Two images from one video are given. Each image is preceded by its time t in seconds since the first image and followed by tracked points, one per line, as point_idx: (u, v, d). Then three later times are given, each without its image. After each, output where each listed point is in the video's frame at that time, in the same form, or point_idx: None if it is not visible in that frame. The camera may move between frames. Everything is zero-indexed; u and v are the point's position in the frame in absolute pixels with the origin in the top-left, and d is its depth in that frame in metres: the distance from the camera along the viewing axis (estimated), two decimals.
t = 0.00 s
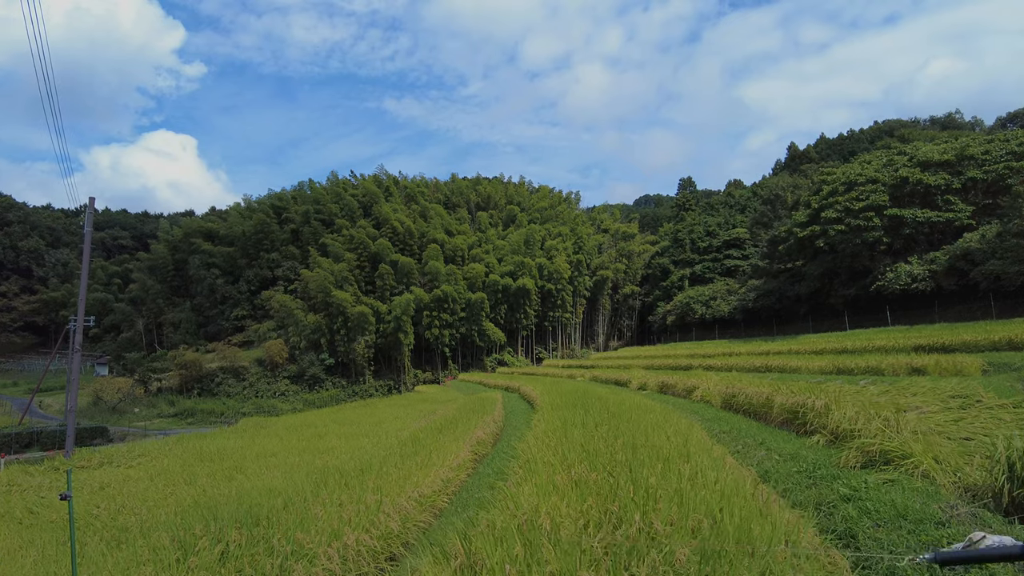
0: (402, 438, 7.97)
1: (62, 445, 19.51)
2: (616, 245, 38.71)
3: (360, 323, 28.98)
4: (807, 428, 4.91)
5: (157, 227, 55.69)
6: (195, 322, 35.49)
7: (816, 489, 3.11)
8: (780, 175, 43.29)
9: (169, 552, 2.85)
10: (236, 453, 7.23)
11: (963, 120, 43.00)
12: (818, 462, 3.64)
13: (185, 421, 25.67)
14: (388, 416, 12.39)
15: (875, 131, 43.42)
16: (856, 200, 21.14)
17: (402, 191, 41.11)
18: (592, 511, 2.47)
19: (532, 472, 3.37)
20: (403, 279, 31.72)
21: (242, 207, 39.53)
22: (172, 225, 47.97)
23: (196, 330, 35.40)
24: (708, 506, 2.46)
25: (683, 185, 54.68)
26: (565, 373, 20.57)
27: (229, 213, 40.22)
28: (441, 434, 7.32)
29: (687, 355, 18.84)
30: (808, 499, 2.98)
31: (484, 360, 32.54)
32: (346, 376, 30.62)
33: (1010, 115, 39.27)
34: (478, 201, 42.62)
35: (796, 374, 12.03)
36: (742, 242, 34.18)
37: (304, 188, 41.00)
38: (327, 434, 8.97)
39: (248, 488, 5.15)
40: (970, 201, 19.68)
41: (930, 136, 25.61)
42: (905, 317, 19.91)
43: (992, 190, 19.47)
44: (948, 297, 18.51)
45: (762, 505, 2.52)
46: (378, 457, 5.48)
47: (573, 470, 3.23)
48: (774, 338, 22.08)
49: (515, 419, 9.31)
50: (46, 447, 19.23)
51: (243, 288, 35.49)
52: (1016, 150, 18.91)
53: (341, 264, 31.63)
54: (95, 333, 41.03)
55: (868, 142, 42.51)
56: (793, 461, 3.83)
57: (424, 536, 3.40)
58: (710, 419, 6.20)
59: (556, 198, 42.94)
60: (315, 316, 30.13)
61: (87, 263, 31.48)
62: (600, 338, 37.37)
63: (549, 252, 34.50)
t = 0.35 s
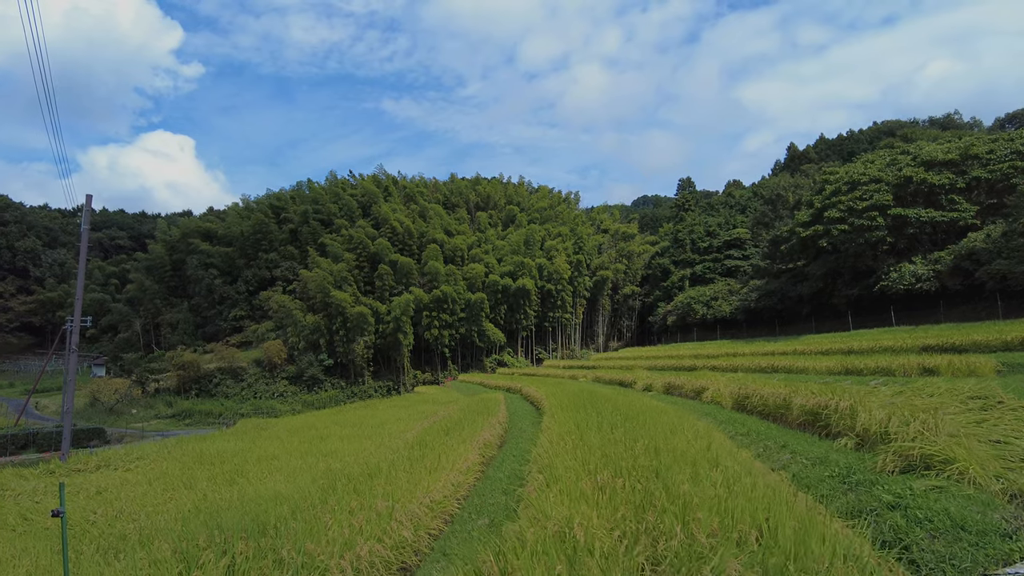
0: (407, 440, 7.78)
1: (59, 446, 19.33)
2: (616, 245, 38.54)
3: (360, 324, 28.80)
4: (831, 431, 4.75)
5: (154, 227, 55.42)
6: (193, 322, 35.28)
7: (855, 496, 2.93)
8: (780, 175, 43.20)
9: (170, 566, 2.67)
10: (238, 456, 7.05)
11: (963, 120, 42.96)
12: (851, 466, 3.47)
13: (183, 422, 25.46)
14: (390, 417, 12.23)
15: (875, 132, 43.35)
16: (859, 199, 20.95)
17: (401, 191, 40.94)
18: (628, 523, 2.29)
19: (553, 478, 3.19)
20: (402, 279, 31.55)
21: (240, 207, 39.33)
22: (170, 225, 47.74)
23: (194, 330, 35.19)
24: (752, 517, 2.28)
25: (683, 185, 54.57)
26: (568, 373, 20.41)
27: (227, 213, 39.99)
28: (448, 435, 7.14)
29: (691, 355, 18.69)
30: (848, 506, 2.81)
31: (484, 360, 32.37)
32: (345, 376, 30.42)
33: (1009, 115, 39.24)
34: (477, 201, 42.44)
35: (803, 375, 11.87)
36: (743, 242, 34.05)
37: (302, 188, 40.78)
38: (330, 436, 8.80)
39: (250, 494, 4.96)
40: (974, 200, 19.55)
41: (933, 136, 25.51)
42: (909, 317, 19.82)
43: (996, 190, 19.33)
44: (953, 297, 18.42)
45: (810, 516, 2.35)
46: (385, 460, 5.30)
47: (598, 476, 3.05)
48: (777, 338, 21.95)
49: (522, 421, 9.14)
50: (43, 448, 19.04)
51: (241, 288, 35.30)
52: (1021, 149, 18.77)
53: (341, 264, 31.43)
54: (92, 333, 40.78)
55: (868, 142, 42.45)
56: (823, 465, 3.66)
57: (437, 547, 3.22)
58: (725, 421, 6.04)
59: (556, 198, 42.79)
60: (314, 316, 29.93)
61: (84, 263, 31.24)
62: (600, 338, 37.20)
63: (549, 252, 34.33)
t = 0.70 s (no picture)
0: (412, 443, 7.59)
1: (55, 448, 19.15)
2: (615, 245, 38.39)
3: (359, 324, 28.61)
4: (857, 435, 4.61)
5: (151, 227, 55.12)
6: (190, 322, 35.06)
7: (902, 504, 2.77)
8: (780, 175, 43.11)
9: None
10: (240, 459, 6.88)
11: (961, 120, 42.97)
12: (890, 472, 3.31)
13: (180, 424, 25.25)
14: (392, 418, 12.05)
15: (874, 132, 43.31)
16: (862, 199, 20.78)
17: (400, 190, 40.76)
18: (671, 540, 2.12)
19: (581, 487, 3.03)
20: (401, 279, 31.39)
21: (237, 206, 39.11)
22: (167, 225, 47.43)
23: (192, 331, 34.96)
24: (807, 532, 2.12)
25: (682, 185, 54.44)
26: (570, 374, 20.29)
27: (224, 213, 39.75)
28: (455, 437, 6.97)
29: (693, 355, 18.56)
30: (896, 515, 2.65)
31: (483, 360, 32.21)
32: (344, 377, 30.20)
33: (1009, 115, 39.21)
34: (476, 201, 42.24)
35: (811, 375, 11.71)
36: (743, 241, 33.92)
37: (300, 187, 40.55)
38: (333, 438, 8.62)
39: (255, 502, 4.79)
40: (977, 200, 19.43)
41: (934, 135, 25.39)
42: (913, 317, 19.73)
43: (1000, 189, 19.21)
44: (957, 297, 18.30)
45: (865, 527, 2.18)
46: (394, 464, 5.13)
47: (630, 485, 2.89)
48: (780, 338, 21.84)
49: (527, 422, 8.97)
50: (39, 449, 18.85)
51: (239, 288, 35.09)
52: None
53: (339, 264, 31.24)
54: (89, 333, 40.50)
55: (867, 142, 42.40)
56: (858, 471, 3.50)
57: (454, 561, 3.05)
58: (742, 423, 5.89)
59: (555, 198, 42.63)
60: (312, 317, 29.73)
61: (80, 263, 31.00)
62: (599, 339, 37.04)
63: (548, 252, 34.17)
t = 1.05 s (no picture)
0: (422, 444, 7.46)
1: (55, 448, 19.01)
2: (617, 245, 38.25)
3: (360, 324, 28.46)
4: (889, 436, 4.46)
5: (150, 226, 54.96)
6: (190, 322, 34.90)
7: (960, 510, 2.64)
8: (782, 175, 42.98)
9: None
10: (247, 461, 6.74)
11: (963, 121, 42.90)
12: (939, 477, 3.17)
13: (181, 424, 25.10)
14: (398, 418, 11.88)
15: (876, 132, 43.23)
16: (868, 198, 20.62)
17: (401, 190, 40.59)
18: (729, 550, 1.99)
19: (618, 492, 2.89)
20: (402, 279, 31.24)
21: (237, 206, 38.93)
22: (167, 225, 47.26)
23: (192, 331, 34.81)
24: (876, 539, 1.99)
25: (683, 186, 54.31)
26: (574, 374, 20.16)
27: (225, 212, 39.59)
28: (466, 438, 6.84)
29: (699, 356, 18.42)
30: (957, 521, 2.51)
31: (485, 361, 32.05)
32: (345, 377, 30.05)
33: (1011, 115, 39.11)
34: (477, 201, 42.08)
35: (822, 376, 11.57)
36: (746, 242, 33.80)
37: (301, 187, 40.39)
38: (340, 439, 8.48)
39: (267, 506, 4.65)
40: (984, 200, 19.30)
41: (940, 135, 25.28)
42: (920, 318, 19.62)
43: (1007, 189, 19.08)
44: (965, 297, 18.18)
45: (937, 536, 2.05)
46: (409, 466, 4.99)
47: (672, 490, 2.75)
48: (785, 339, 21.70)
49: (538, 424, 8.83)
50: (39, 450, 18.70)
51: (239, 288, 34.93)
52: None
53: (341, 264, 31.11)
54: (88, 333, 40.32)
55: (868, 143, 42.31)
56: (903, 473, 3.36)
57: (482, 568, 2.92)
58: (764, 425, 5.74)
59: (557, 198, 42.50)
60: (314, 317, 29.60)
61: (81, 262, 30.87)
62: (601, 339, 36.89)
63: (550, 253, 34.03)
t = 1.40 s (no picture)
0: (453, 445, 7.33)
1: (84, 447, 19.14)
2: (638, 244, 37.92)
3: (381, 324, 28.46)
4: (954, 438, 4.25)
5: (173, 228, 55.58)
6: (214, 322, 35.19)
7: None
8: (806, 172, 42.33)
9: None
10: (278, 461, 6.67)
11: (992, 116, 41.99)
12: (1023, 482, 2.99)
13: (206, 423, 25.27)
14: (425, 418, 11.77)
15: (901, 129, 42.46)
16: (899, 195, 20.13)
17: (420, 190, 40.59)
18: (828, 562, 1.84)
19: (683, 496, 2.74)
20: (423, 279, 31.21)
21: (259, 207, 39.20)
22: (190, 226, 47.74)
23: (215, 331, 35.06)
24: (989, 548, 1.83)
25: (704, 184, 53.75)
26: (598, 374, 19.94)
27: (247, 213, 39.89)
28: (499, 438, 6.72)
29: (725, 356, 18.13)
30: None
31: (505, 361, 31.90)
32: (367, 377, 30.08)
33: None
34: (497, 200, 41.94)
35: (858, 375, 11.25)
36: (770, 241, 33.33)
37: (321, 188, 40.56)
38: (369, 439, 8.39)
39: (304, 509, 4.55)
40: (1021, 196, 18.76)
41: (971, 130, 24.72)
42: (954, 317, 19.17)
43: None
44: (1002, 296, 17.70)
45: None
46: (446, 468, 4.87)
47: (743, 495, 2.59)
48: (813, 338, 21.30)
49: (569, 424, 8.68)
50: (67, 448, 18.84)
51: (262, 288, 35.14)
52: None
53: (362, 264, 31.18)
54: (114, 333, 40.83)
55: (894, 140, 41.57)
56: (981, 477, 3.17)
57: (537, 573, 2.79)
58: (813, 425, 5.54)
59: (576, 197, 42.25)
60: (335, 317, 29.68)
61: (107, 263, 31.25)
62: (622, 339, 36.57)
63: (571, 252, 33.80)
